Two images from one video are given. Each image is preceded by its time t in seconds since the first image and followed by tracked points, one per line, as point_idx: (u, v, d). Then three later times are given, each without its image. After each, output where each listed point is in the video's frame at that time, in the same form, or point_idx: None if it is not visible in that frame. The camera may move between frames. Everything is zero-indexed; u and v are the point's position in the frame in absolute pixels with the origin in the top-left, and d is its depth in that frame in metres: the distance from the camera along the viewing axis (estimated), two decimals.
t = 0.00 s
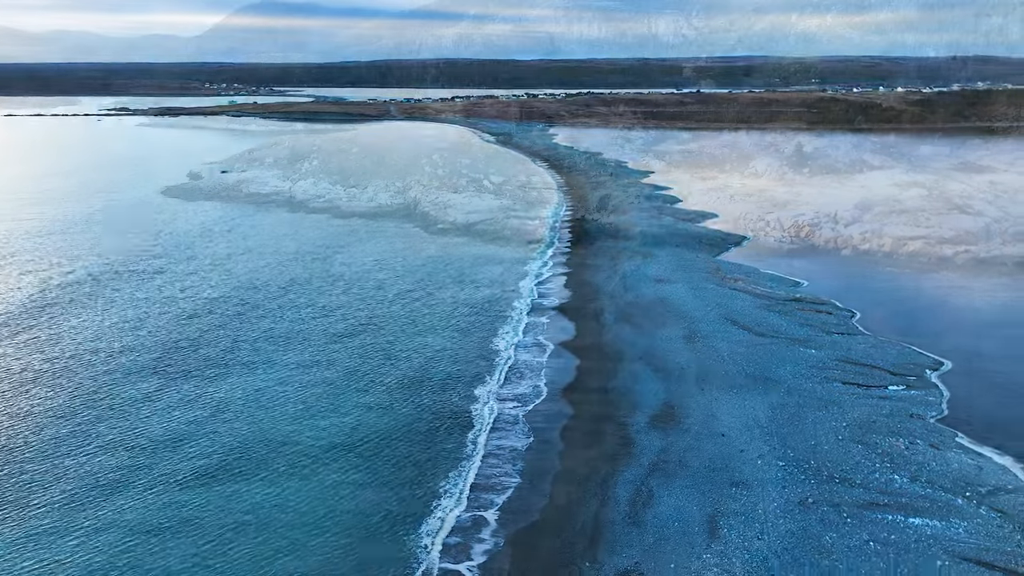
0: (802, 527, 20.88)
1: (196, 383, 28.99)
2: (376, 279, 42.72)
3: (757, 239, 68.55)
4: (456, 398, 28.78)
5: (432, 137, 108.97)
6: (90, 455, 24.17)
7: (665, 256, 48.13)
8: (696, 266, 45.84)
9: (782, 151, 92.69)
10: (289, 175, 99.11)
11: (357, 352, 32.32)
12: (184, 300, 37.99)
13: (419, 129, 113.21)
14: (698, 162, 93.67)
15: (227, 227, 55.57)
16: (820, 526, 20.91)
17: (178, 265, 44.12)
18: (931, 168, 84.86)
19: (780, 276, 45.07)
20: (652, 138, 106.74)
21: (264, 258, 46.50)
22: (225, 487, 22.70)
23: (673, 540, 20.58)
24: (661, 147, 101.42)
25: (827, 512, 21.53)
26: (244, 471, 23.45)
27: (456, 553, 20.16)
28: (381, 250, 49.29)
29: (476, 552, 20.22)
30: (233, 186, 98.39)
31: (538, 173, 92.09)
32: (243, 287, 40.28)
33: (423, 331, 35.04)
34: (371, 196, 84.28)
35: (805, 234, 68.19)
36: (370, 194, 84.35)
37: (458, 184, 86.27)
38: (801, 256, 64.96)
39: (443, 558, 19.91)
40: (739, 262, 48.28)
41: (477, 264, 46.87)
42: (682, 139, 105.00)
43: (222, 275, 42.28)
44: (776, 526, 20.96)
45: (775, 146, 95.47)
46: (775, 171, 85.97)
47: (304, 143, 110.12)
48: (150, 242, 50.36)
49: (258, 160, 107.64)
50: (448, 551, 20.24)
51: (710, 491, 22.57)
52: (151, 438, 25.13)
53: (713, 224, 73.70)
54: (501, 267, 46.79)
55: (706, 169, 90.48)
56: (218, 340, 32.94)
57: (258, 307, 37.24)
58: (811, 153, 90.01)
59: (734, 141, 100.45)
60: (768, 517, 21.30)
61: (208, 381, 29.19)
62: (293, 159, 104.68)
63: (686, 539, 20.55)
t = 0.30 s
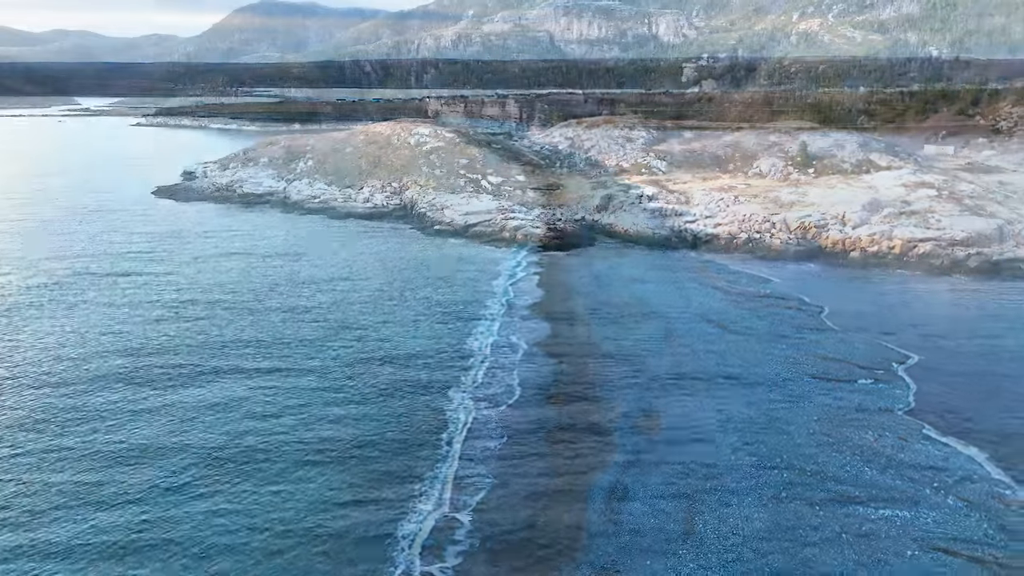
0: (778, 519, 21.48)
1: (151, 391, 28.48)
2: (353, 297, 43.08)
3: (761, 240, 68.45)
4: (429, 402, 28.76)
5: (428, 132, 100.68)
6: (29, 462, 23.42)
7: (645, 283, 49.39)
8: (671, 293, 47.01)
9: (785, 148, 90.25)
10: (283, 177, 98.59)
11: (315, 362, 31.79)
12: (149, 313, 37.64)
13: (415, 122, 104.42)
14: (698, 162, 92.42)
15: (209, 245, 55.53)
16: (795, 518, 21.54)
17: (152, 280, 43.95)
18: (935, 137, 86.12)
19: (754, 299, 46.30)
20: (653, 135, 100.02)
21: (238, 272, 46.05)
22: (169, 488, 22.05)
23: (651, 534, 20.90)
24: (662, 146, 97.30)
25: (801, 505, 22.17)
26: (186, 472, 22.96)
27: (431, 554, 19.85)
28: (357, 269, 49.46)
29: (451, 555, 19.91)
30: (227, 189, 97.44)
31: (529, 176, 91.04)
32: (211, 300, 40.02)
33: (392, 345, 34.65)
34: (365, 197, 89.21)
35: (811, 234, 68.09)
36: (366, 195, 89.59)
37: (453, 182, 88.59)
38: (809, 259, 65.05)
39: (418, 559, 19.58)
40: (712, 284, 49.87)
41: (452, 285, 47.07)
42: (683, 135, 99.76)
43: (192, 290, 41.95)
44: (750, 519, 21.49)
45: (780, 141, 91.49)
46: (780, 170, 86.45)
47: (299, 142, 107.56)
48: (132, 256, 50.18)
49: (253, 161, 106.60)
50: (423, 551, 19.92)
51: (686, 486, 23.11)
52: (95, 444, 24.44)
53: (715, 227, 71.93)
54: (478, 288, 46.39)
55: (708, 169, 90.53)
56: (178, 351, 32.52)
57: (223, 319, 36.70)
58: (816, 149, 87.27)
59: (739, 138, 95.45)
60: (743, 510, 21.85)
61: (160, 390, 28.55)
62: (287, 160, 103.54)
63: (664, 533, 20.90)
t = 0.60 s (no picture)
0: None
1: (178, 435, 33.43)
2: (348, 335, 47.21)
3: (767, 241, 67.14)
4: (423, 437, 34.36)
5: (426, 132, 98.67)
6: (87, 505, 28.30)
7: (622, 307, 54.74)
8: (655, 319, 51.99)
9: (789, 148, 88.35)
10: (277, 177, 96.79)
11: (322, 402, 37.52)
12: (161, 358, 41.82)
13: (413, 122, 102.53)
14: (702, 162, 89.82)
15: (209, 280, 59.82)
16: None
17: (162, 323, 47.97)
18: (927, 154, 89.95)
19: (741, 323, 50.81)
20: (655, 134, 98.03)
21: (247, 309, 51.86)
22: (212, 514, 27.97)
23: None
24: (663, 146, 94.81)
25: None
26: (231, 494, 29.28)
27: None
28: (351, 301, 54.83)
29: None
30: (220, 189, 95.58)
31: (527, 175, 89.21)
32: (219, 342, 44.76)
33: (386, 381, 40.39)
34: (361, 198, 87.08)
35: (819, 237, 66.04)
36: (362, 195, 87.50)
37: (451, 183, 86.82)
38: (818, 261, 63.30)
39: None
40: (694, 306, 54.58)
41: (436, 316, 52.00)
42: (686, 138, 98.04)
43: (202, 332, 46.47)
44: None
45: (784, 143, 89.54)
46: (784, 170, 83.18)
47: (294, 141, 105.38)
48: (140, 296, 53.98)
49: (247, 161, 104.76)
50: None
51: None
52: (142, 485, 29.66)
53: (720, 228, 70.32)
54: (462, 318, 51.80)
55: (711, 169, 88.22)
56: (195, 398, 37.15)
57: (233, 364, 41.53)
58: (822, 149, 85.02)
59: (742, 140, 93.85)
60: None
61: (187, 434, 33.56)
62: (282, 160, 101.71)
63: None
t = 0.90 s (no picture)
0: None
1: (154, 449, 31.52)
2: (336, 341, 45.29)
3: (774, 242, 65.44)
4: (413, 450, 32.50)
5: (423, 129, 97.20)
6: (49, 527, 26.38)
7: (622, 312, 52.94)
8: (657, 324, 50.19)
9: (794, 147, 86.53)
10: (271, 177, 94.79)
11: (306, 412, 35.58)
12: (140, 365, 39.91)
13: (410, 121, 100.63)
14: (705, 162, 87.91)
15: (196, 282, 57.93)
16: None
17: (143, 326, 46.07)
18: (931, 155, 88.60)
19: (746, 328, 49.02)
20: (656, 133, 96.21)
21: (233, 313, 49.93)
22: (182, 538, 26.02)
23: None
24: (665, 145, 92.83)
25: None
26: (209, 513, 27.45)
27: None
28: (341, 304, 52.95)
29: None
30: (213, 189, 93.60)
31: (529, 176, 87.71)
32: (201, 348, 42.82)
33: (374, 390, 38.51)
34: (357, 198, 84.99)
35: (827, 239, 64.21)
36: (358, 196, 85.36)
37: (449, 183, 84.99)
38: (826, 264, 61.51)
39: None
40: (697, 310, 52.78)
41: (430, 320, 50.16)
42: (688, 137, 96.16)
43: (184, 336, 44.55)
44: None
45: (789, 142, 87.78)
46: (790, 169, 81.36)
47: (289, 141, 103.40)
48: (125, 299, 52.14)
49: (241, 160, 102.82)
50: None
51: None
52: (110, 505, 27.78)
53: (725, 229, 68.52)
54: (458, 322, 50.03)
55: (714, 169, 86.36)
56: (175, 407, 35.24)
57: (215, 371, 39.57)
58: (828, 148, 83.24)
59: (745, 139, 92.08)
60: None
61: (161, 449, 31.61)
62: (276, 159, 99.77)
63: None
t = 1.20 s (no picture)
0: None
1: (129, 464, 29.73)
2: (326, 347, 43.37)
3: (781, 244, 63.57)
4: (404, 466, 30.58)
5: (420, 129, 95.37)
6: (8, 551, 24.53)
7: (625, 317, 51.02)
8: (661, 330, 48.27)
9: (800, 147, 84.66)
10: (266, 177, 92.99)
11: (291, 425, 33.66)
12: (118, 372, 38.03)
13: (408, 120, 98.83)
14: (708, 162, 86.03)
15: (183, 284, 56.02)
16: None
17: (125, 331, 44.18)
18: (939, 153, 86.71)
19: (753, 333, 47.14)
20: (658, 132, 94.33)
21: (220, 317, 48.06)
22: (149, 564, 24.16)
23: None
24: (668, 145, 90.98)
25: None
26: (183, 534, 25.66)
27: None
28: (332, 308, 51.06)
29: None
30: (206, 190, 91.71)
31: (528, 176, 85.85)
32: (184, 354, 40.92)
33: (364, 400, 36.57)
34: (352, 198, 83.01)
35: (835, 241, 62.30)
36: (353, 197, 83.38)
37: (447, 183, 83.11)
38: (834, 268, 59.62)
39: None
40: (703, 315, 50.85)
41: (425, 325, 48.28)
42: (691, 136, 94.24)
43: (167, 342, 42.67)
44: None
45: (794, 141, 85.91)
46: (795, 170, 79.49)
47: (285, 140, 101.47)
48: (109, 302, 50.28)
49: (235, 160, 100.90)
50: None
51: None
52: (78, 526, 25.98)
53: (729, 231, 66.63)
54: (454, 328, 48.06)
55: (718, 169, 84.47)
56: (155, 418, 33.44)
57: (197, 379, 37.70)
58: (834, 147, 81.39)
59: (749, 138, 90.22)
60: None
61: (133, 464, 29.73)
62: (271, 159, 97.89)
63: None
